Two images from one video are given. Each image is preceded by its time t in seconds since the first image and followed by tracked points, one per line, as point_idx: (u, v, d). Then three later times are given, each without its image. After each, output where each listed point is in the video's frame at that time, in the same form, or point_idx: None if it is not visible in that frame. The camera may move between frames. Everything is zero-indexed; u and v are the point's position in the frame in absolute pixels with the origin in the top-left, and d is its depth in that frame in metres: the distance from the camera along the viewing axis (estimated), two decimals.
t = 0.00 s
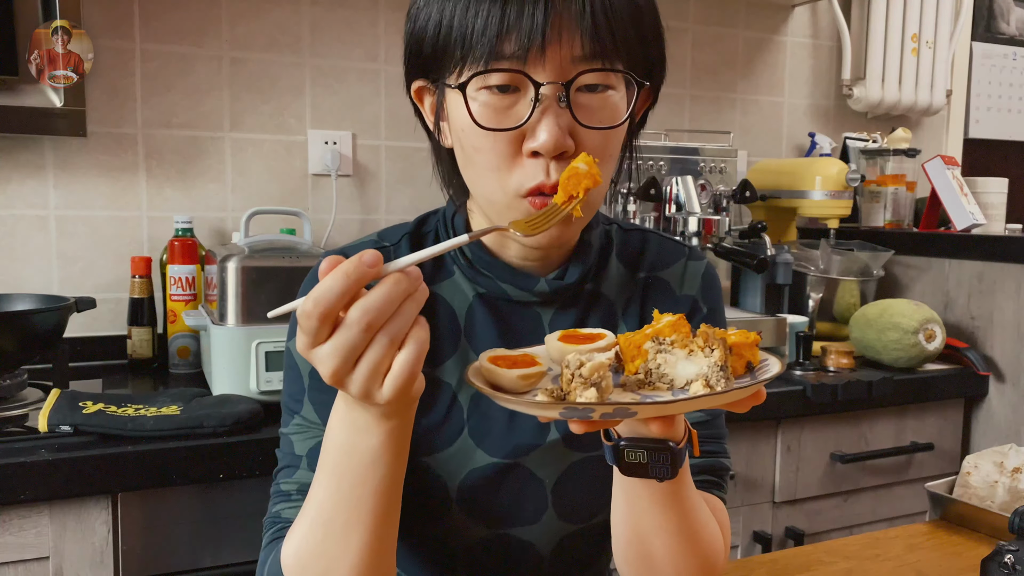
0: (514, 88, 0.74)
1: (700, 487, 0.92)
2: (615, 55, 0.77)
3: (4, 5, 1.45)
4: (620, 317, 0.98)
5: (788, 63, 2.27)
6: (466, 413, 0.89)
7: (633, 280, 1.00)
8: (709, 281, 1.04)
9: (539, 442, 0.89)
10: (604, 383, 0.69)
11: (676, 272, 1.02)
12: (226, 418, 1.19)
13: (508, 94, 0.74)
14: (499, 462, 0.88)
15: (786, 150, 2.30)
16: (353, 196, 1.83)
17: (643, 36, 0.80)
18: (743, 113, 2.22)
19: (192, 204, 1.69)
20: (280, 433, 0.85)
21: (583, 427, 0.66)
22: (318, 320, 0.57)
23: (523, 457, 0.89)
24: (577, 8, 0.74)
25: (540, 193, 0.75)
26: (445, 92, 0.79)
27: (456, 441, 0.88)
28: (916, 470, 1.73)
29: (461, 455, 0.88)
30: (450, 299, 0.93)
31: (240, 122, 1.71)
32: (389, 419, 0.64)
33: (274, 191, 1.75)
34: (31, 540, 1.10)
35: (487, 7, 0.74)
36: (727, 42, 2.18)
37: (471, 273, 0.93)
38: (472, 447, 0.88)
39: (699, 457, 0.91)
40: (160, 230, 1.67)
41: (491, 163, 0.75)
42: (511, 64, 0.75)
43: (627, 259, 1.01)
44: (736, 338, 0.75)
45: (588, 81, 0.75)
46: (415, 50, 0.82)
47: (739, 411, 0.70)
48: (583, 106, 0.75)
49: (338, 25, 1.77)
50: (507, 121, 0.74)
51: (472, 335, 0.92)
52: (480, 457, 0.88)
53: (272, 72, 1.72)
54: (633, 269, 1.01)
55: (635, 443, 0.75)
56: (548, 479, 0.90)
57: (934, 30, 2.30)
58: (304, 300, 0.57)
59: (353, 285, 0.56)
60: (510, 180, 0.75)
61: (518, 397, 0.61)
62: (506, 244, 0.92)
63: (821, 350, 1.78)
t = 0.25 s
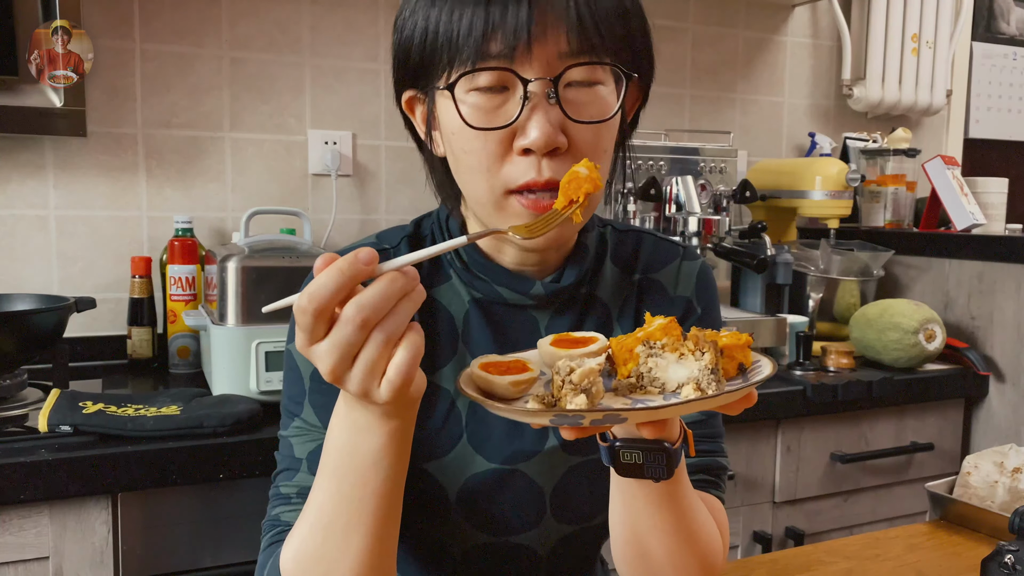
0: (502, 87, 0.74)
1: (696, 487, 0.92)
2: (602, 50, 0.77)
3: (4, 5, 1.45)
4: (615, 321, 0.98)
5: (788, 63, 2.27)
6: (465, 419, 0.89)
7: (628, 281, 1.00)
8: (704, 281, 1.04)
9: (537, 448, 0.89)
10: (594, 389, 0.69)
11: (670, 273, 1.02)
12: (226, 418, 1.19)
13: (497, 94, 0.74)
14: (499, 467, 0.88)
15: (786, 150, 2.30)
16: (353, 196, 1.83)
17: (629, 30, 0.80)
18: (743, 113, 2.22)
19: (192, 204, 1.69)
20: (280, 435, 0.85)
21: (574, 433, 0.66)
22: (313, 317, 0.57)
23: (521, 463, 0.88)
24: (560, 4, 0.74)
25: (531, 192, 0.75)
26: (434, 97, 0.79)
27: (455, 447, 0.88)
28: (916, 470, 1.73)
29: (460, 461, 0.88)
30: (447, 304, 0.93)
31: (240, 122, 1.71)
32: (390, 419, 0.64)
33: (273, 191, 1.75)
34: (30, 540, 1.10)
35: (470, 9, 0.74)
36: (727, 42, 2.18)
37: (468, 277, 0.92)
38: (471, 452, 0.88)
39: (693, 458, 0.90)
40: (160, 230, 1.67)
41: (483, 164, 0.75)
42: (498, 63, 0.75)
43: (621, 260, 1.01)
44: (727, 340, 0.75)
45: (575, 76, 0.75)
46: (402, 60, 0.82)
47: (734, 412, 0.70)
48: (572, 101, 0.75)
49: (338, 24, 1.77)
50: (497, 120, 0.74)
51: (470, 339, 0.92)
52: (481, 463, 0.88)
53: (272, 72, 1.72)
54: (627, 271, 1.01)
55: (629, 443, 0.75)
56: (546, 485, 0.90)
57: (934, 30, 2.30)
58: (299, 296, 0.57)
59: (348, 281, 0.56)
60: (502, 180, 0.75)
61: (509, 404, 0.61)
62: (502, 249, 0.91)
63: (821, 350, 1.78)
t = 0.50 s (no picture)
0: (490, 101, 0.74)
1: (694, 485, 0.92)
2: (587, 54, 0.77)
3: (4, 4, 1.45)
4: (616, 324, 0.99)
5: (788, 63, 2.27)
6: (472, 424, 0.89)
7: (628, 285, 1.00)
8: (705, 282, 1.04)
9: (544, 454, 0.89)
10: (589, 380, 0.69)
11: (671, 274, 1.02)
12: (226, 418, 1.19)
13: (484, 109, 0.74)
14: (504, 471, 0.88)
15: (786, 150, 2.30)
16: (353, 196, 1.83)
17: (614, 29, 0.79)
18: (743, 113, 2.22)
19: (192, 204, 1.69)
20: (285, 435, 0.85)
21: (569, 423, 0.67)
22: (329, 331, 0.57)
23: (527, 468, 0.88)
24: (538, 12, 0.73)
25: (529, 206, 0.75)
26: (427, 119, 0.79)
27: (462, 451, 0.88)
28: (916, 471, 1.73)
29: (467, 464, 0.88)
30: (455, 310, 0.93)
31: (240, 122, 1.71)
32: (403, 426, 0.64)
33: (274, 191, 1.75)
34: (30, 540, 1.10)
35: (449, 25, 0.75)
36: (727, 42, 2.18)
37: (472, 283, 0.92)
38: (478, 457, 0.88)
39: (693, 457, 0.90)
40: (159, 230, 1.67)
41: (479, 179, 0.75)
42: (482, 78, 0.75)
43: (622, 262, 1.01)
44: (724, 336, 0.75)
45: (562, 84, 0.75)
46: (393, 83, 0.83)
47: (727, 408, 0.71)
48: (561, 109, 0.74)
49: (338, 24, 1.77)
50: (488, 136, 0.74)
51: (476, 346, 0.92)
52: (487, 467, 0.88)
53: (272, 72, 1.72)
54: (628, 274, 1.01)
55: (628, 439, 0.75)
56: (551, 489, 0.90)
57: (934, 30, 2.30)
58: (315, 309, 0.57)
59: (362, 294, 0.56)
60: (497, 194, 0.75)
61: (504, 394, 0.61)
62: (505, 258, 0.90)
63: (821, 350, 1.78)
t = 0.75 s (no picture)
0: (502, 121, 0.74)
1: (695, 485, 0.92)
2: (603, 75, 0.76)
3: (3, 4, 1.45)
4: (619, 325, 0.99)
5: (788, 63, 2.27)
6: (476, 425, 0.89)
7: (631, 287, 1.00)
8: (707, 283, 1.03)
9: (547, 456, 0.89)
10: (583, 372, 0.70)
11: (673, 275, 1.02)
12: (226, 418, 1.19)
13: (497, 128, 0.74)
14: (507, 473, 0.88)
15: (786, 150, 2.30)
16: (353, 196, 1.83)
17: (630, 48, 0.78)
18: (743, 113, 2.22)
19: (192, 204, 1.69)
20: (289, 434, 0.85)
21: (563, 415, 0.66)
22: (334, 325, 0.57)
23: (530, 470, 0.88)
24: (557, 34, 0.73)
25: (537, 220, 0.76)
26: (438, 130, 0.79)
27: (466, 452, 0.88)
28: (916, 471, 1.73)
29: (471, 465, 0.88)
30: (459, 311, 0.93)
31: (240, 122, 1.71)
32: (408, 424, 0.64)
33: (274, 191, 1.75)
34: (30, 540, 1.10)
35: (466, 41, 0.74)
36: (727, 42, 2.18)
37: (476, 286, 0.92)
38: (481, 458, 0.88)
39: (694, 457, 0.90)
40: (160, 230, 1.67)
41: (488, 196, 0.76)
42: (496, 98, 0.74)
43: (624, 264, 1.01)
44: (722, 334, 0.74)
45: (576, 106, 0.74)
46: (403, 87, 0.82)
47: (721, 405, 0.71)
48: (574, 131, 0.74)
49: (337, 24, 1.77)
50: (498, 156, 0.74)
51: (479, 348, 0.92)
52: (490, 469, 0.88)
53: (272, 72, 1.72)
54: (630, 275, 1.01)
55: (626, 438, 0.75)
56: (554, 490, 0.89)
57: (934, 30, 2.30)
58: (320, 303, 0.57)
59: (368, 289, 0.56)
60: (506, 210, 0.76)
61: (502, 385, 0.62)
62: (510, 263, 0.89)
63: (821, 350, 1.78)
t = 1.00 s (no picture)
0: (509, 117, 0.74)
1: (696, 485, 0.92)
2: (610, 74, 0.76)
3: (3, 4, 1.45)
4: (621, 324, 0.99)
5: (788, 63, 2.27)
6: (477, 425, 0.89)
7: (632, 287, 1.00)
8: (707, 283, 1.04)
9: (548, 457, 0.89)
10: (592, 370, 0.71)
11: (674, 275, 1.02)
12: (226, 418, 1.19)
13: (503, 124, 0.74)
14: (509, 473, 0.88)
15: (786, 150, 2.30)
16: (353, 196, 1.83)
17: (636, 47, 0.79)
18: (743, 113, 2.22)
19: (192, 204, 1.68)
20: (288, 435, 0.85)
21: (572, 412, 0.66)
22: (326, 322, 0.57)
23: (532, 470, 0.88)
24: (565, 31, 0.73)
25: (542, 218, 0.76)
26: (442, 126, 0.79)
27: (467, 452, 0.88)
28: (916, 471, 1.73)
29: (473, 465, 0.88)
30: (460, 310, 0.93)
31: (240, 122, 1.71)
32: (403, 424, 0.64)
33: (274, 191, 1.75)
34: (30, 540, 1.10)
35: (474, 37, 0.73)
36: (727, 42, 2.18)
37: (477, 285, 0.92)
38: (483, 458, 0.88)
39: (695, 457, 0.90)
40: (160, 230, 1.67)
41: (493, 193, 0.76)
42: (503, 94, 0.74)
43: (626, 264, 1.01)
44: (727, 332, 0.75)
45: (583, 104, 0.74)
46: (408, 82, 0.82)
47: (728, 404, 0.71)
48: (580, 128, 0.74)
49: (337, 24, 1.77)
50: (505, 152, 0.74)
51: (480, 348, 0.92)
52: (492, 468, 0.88)
53: (272, 72, 1.72)
54: (631, 275, 1.01)
55: (630, 438, 0.75)
56: (555, 490, 0.89)
57: (934, 30, 2.30)
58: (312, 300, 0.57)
59: (360, 286, 0.57)
60: (511, 208, 0.76)
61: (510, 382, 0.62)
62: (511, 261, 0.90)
63: (821, 350, 1.78)
